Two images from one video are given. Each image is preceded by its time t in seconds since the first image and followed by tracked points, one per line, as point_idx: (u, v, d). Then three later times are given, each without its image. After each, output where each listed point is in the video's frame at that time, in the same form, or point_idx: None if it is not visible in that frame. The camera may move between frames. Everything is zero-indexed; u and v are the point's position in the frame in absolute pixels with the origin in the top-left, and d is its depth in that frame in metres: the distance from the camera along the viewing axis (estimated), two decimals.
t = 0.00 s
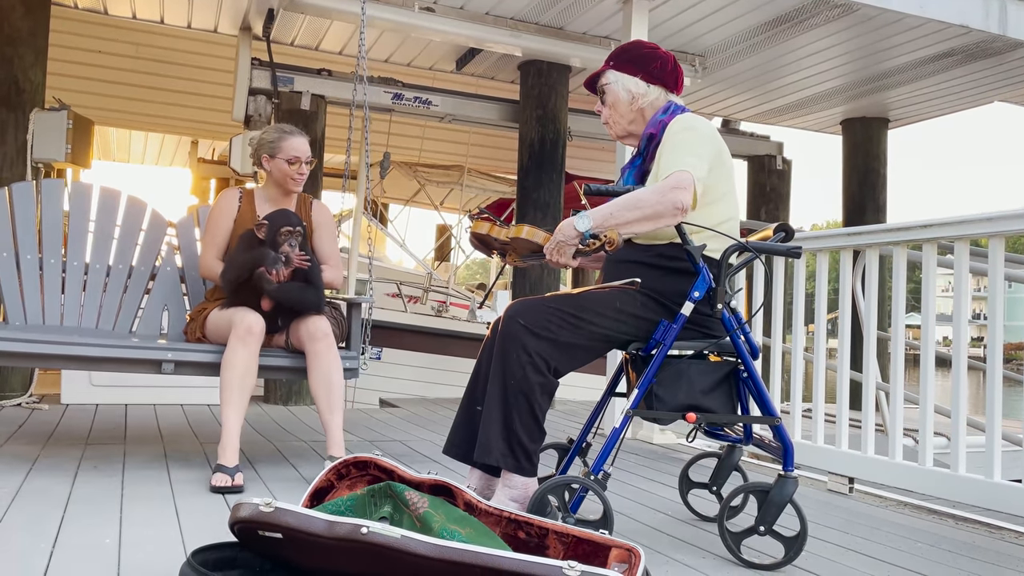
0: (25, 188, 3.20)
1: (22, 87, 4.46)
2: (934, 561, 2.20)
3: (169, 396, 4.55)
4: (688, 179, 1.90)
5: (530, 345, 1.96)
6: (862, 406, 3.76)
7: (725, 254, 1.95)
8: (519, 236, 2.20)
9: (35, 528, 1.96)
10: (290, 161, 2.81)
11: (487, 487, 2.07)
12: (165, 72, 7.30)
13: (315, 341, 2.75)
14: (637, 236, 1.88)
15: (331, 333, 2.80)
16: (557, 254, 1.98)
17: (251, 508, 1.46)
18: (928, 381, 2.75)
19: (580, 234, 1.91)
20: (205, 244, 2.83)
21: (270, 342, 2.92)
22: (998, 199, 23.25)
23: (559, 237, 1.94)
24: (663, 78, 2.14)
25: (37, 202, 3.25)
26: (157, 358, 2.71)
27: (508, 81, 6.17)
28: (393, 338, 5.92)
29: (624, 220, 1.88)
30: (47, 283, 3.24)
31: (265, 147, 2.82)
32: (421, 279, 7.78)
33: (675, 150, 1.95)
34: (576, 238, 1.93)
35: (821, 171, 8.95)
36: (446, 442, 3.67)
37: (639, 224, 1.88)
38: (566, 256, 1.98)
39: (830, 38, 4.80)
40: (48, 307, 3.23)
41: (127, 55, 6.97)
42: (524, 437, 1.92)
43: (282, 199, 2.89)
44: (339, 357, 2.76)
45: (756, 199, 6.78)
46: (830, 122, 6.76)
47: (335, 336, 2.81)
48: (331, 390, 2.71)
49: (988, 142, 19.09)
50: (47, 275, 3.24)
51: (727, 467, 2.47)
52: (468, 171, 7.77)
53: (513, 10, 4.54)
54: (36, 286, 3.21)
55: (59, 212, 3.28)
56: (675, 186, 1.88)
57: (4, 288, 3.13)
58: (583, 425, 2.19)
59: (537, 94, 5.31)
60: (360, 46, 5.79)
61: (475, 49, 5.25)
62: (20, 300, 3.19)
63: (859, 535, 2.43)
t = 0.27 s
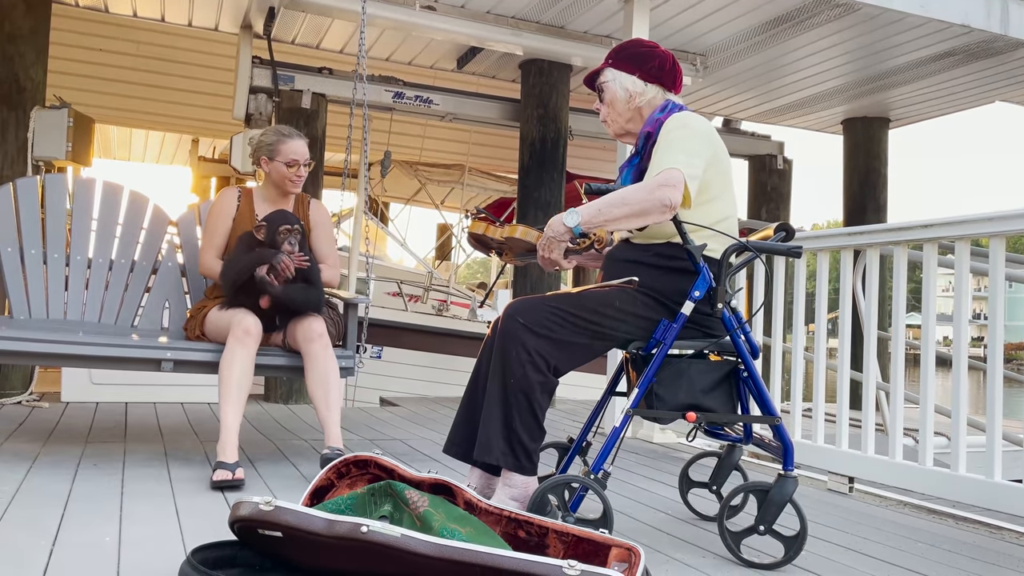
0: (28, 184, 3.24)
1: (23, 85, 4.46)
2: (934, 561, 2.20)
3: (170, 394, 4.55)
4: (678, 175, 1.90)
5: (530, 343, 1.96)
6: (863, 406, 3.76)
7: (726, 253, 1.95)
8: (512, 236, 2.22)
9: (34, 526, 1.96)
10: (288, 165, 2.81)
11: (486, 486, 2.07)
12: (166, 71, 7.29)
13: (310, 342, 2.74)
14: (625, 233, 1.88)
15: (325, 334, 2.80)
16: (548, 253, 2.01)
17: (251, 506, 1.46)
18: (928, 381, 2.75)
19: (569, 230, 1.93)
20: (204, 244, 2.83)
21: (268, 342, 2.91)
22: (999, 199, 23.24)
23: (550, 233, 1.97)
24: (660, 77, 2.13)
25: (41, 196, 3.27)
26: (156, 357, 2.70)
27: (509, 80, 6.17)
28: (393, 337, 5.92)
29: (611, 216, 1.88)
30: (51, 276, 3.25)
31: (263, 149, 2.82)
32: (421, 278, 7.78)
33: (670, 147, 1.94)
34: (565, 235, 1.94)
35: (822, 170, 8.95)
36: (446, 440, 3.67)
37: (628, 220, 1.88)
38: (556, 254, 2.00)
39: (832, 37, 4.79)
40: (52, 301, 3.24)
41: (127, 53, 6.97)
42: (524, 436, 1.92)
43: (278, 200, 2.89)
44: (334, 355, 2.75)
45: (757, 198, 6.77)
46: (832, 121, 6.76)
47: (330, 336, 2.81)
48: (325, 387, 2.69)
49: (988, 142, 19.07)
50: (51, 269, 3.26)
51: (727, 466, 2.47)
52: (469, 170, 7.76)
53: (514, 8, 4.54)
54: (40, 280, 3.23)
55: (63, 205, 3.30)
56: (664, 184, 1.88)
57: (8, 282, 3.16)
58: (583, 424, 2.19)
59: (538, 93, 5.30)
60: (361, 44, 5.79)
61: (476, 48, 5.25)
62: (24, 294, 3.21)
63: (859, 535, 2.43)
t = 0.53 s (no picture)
0: (31, 182, 3.23)
1: (23, 84, 4.46)
2: (933, 560, 2.20)
3: (169, 393, 4.55)
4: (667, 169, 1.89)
5: (529, 341, 1.95)
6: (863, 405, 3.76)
7: (726, 253, 1.95)
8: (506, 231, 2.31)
9: (34, 524, 1.96)
10: (289, 159, 2.82)
11: (486, 485, 2.06)
12: (166, 69, 7.29)
13: (309, 339, 2.74)
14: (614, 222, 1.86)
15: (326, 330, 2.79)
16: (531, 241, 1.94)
17: (251, 504, 1.45)
18: (928, 381, 2.75)
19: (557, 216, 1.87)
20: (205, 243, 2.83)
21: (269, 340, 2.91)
22: (999, 199, 23.24)
23: (535, 219, 1.91)
24: (657, 76, 2.13)
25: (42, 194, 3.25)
26: (156, 356, 2.70)
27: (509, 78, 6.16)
28: (393, 336, 5.92)
29: (600, 203, 1.86)
30: (53, 274, 3.25)
31: (262, 146, 2.82)
32: (421, 276, 7.77)
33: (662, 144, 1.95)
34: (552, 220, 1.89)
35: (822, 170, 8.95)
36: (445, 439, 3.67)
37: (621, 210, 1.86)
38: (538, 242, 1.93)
39: (832, 37, 4.79)
40: (54, 299, 3.24)
41: (127, 51, 6.96)
42: (524, 435, 1.92)
43: (281, 196, 2.90)
44: (334, 353, 2.75)
45: (758, 197, 6.76)
46: (832, 120, 6.75)
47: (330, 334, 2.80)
48: (324, 385, 2.70)
49: (988, 141, 19.08)
50: (53, 267, 3.25)
51: (727, 465, 2.47)
52: (469, 168, 7.76)
53: (514, 7, 4.53)
54: (42, 278, 3.22)
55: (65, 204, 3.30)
56: (657, 176, 1.88)
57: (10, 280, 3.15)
58: (583, 423, 2.18)
59: (538, 92, 5.30)
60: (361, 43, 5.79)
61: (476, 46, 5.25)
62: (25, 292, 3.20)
63: (859, 534, 2.43)
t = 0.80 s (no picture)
0: (28, 184, 3.23)
1: (22, 81, 4.46)
2: (932, 560, 2.20)
3: (169, 391, 4.55)
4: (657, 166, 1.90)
5: (528, 341, 1.95)
6: (862, 405, 3.76)
7: (726, 252, 1.95)
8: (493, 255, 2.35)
9: (33, 522, 1.96)
10: (291, 154, 2.81)
11: (486, 484, 2.06)
12: (165, 67, 7.29)
13: (316, 335, 2.74)
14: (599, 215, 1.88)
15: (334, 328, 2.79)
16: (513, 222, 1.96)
17: (250, 502, 1.45)
18: (928, 381, 2.74)
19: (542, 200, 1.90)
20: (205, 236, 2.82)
21: (274, 339, 2.91)
22: (999, 199, 23.24)
23: (520, 200, 1.92)
24: (655, 75, 2.13)
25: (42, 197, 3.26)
26: (160, 353, 2.69)
27: (510, 78, 6.16)
28: (392, 335, 5.93)
29: (585, 193, 1.87)
30: (51, 277, 3.22)
31: (263, 141, 2.82)
32: (421, 275, 7.78)
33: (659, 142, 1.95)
34: (535, 204, 1.91)
35: (822, 170, 8.95)
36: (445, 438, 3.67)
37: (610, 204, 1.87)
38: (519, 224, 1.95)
39: (833, 36, 4.79)
40: (52, 301, 3.21)
41: (127, 50, 6.96)
42: (524, 434, 1.92)
43: (285, 192, 2.89)
44: (341, 351, 2.76)
45: (758, 197, 6.76)
46: (832, 120, 6.75)
47: (336, 331, 2.80)
48: (332, 385, 2.71)
49: (988, 142, 19.10)
50: (51, 270, 3.23)
51: (726, 464, 2.47)
52: (468, 167, 7.77)
53: (514, 6, 4.53)
54: (40, 280, 3.20)
55: (64, 206, 3.29)
56: (645, 173, 1.88)
57: (7, 282, 3.12)
58: (583, 422, 2.19)
59: (538, 91, 5.30)
60: (361, 42, 5.78)
61: (476, 45, 5.25)
62: (23, 294, 3.17)
63: (859, 534, 2.43)
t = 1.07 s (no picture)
0: (24, 186, 3.11)
1: (22, 80, 4.46)
2: (932, 559, 2.20)
3: (169, 390, 4.55)
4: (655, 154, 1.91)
5: (528, 340, 1.96)
6: (862, 405, 3.76)
7: (725, 252, 1.95)
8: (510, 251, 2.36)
9: (33, 522, 1.97)
10: (296, 147, 2.81)
11: (486, 483, 2.06)
12: (166, 66, 7.29)
13: (325, 332, 2.74)
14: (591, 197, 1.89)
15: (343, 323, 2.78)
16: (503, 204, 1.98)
17: (250, 502, 1.45)
18: (928, 381, 2.74)
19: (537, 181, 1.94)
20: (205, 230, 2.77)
21: (280, 336, 2.88)
22: (999, 199, 23.23)
23: (515, 183, 1.97)
24: (666, 70, 2.14)
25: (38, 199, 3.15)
26: (162, 348, 2.69)
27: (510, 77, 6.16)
28: (392, 334, 5.93)
29: (579, 176, 1.91)
30: (47, 281, 3.13)
31: (268, 134, 2.83)
32: (421, 275, 7.78)
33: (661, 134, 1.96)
34: (529, 185, 1.94)
35: (822, 169, 8.95)
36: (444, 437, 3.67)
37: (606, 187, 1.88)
38: (510, 205, 1.97)
39: (834, 36, 4.78)
40: (49, 305, 3.12)
41: (127, 49, 6.95)
42: (523, 434, 1.92)
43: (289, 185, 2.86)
44: (349, 350, 2.77)
45: (758, 196, 6.76)
46: (833, 120, 6.75)
47: (346, 327, 2.79)
48: (339, 386, 2.74)
49: (988, 142, 19.10)
50: (47, 275, 3.14)
51: (726, 464, 2.47)
52: (468, 167, 7.77)
53: (515, 5, 4.52)
54: (36, 285, 3.10)
55: (61, 208, 3.19)
56: (641, 159, 1.89)
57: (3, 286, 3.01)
58: (582, 421, 2.19)
59: (539, 90, 5.30)
60: (361, 41, 5.78)
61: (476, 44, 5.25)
62: (17, 297, 3.07)
63: (859, 534, 2.43)
